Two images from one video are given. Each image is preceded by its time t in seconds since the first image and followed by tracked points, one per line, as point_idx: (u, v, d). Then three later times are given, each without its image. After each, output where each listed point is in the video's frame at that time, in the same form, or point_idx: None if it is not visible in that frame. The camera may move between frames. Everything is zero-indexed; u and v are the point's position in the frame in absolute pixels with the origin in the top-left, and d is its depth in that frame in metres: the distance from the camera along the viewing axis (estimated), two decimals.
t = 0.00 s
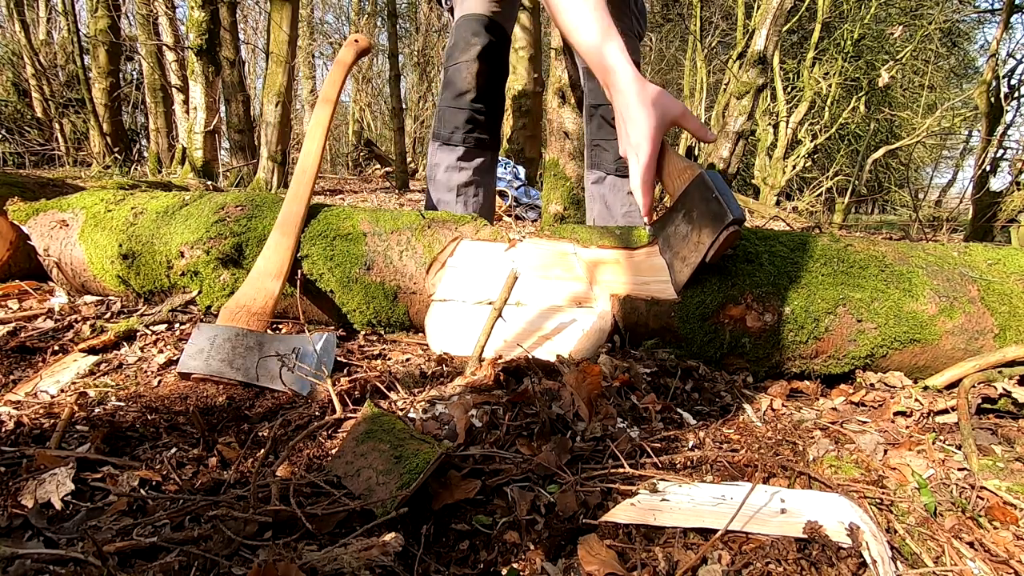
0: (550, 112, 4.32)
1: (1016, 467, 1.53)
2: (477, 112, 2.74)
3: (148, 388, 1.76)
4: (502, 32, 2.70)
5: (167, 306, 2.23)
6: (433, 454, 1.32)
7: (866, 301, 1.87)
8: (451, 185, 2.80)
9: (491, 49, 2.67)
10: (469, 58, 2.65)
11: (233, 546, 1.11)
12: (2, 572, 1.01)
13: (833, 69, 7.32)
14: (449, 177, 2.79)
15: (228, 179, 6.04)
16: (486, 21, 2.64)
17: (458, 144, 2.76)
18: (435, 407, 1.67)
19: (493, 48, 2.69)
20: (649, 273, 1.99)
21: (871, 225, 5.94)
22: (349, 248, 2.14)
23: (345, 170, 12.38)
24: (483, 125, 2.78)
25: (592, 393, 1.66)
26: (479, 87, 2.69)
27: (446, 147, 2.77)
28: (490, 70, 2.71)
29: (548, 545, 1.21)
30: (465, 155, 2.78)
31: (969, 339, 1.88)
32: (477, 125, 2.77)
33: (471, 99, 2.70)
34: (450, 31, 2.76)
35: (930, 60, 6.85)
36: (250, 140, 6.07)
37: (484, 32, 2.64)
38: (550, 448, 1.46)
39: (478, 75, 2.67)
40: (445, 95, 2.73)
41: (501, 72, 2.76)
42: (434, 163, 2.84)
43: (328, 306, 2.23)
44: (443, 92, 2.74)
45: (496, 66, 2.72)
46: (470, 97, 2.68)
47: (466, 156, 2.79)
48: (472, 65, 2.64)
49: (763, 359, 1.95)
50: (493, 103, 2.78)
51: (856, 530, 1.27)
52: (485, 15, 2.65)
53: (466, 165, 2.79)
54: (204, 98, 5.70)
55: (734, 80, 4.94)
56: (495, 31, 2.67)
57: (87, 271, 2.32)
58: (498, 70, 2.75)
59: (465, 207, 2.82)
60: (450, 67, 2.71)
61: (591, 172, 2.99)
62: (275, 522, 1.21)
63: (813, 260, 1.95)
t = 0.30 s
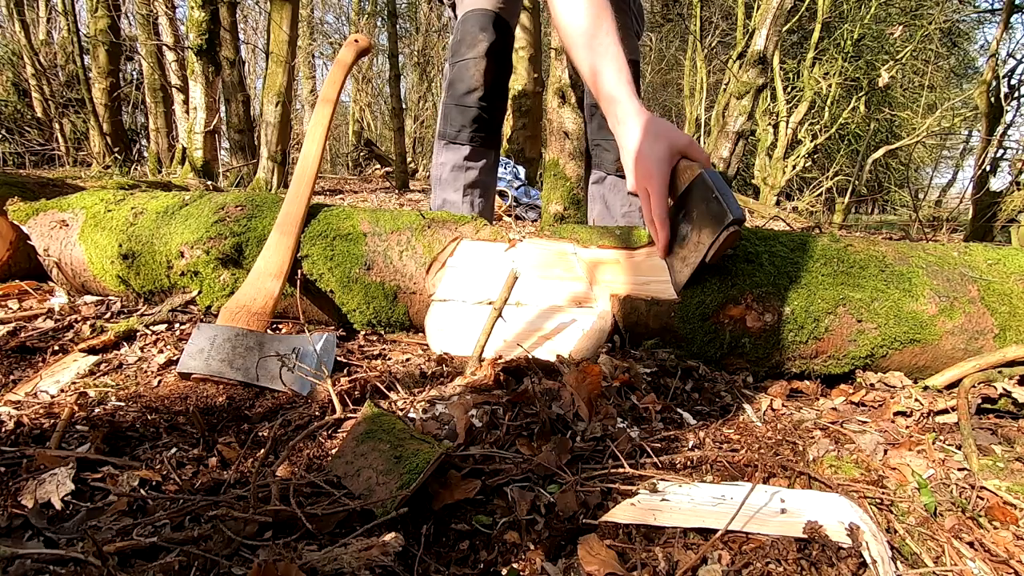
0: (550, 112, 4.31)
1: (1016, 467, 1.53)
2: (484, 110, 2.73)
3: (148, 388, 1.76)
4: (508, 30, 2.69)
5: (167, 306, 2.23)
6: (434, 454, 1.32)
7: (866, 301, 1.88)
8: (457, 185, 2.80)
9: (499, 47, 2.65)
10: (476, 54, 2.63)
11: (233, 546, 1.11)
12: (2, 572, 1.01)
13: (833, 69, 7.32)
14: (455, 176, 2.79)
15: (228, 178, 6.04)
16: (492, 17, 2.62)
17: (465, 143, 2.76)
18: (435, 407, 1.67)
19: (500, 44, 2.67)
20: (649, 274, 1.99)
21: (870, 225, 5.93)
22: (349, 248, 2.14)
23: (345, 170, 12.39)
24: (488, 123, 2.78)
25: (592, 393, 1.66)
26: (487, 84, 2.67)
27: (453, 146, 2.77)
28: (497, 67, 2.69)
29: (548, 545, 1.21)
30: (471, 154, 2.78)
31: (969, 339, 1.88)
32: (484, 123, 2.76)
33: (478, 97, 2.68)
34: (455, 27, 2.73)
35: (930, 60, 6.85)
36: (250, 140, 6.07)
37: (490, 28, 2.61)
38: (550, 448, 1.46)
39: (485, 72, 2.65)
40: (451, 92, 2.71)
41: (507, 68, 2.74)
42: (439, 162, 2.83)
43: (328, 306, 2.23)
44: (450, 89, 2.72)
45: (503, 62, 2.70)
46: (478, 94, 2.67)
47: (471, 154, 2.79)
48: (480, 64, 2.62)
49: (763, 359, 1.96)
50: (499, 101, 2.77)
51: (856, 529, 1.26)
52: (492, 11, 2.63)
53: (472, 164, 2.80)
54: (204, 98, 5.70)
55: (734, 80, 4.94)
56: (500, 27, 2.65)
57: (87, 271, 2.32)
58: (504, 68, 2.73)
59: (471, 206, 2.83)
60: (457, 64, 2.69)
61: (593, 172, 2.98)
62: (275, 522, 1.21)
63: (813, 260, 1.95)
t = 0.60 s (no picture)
0: (550, 112, 4.30)
1: (1016, 467, 1.53)
2: (488, 108, 2.72)
3: (148, 388, 1.76)
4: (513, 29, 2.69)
5: (167, 306, 2.23)
6: (434, 454, 1.32)
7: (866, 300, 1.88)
8: (461, 184, 2.80)
9: (503, 45, 2.65)
10: (480, 52, 2.63)
11: (233, 546, 1.12)
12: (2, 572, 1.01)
13: (833, 68, 7.31)
14: (459, 175, 2.79)
15: (228, 178, 6.04)
16: (496, 17, 2.62)
17: (468, 142, 2.76)
18: (435, 407, 1.67)
19: (504, 42, 2.66)
20: (649, 272, 1.99)
21: (870, 225, 5.93)
22: (349, 248, 2.14)
23: (345, 170, 12.40)
24: (492, 122, 2.78)
25: (592, 393, 1.66)
26: (491, 83, 2.67)
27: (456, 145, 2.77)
28: (502, 65, 2.69)
29: (548, 545, 1.21)
30: (474, 153, 2.79)
31: (969, 338, 1.87)
32: (487, 122, 2.76)
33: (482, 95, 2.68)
34: (459, 25, 2.73)
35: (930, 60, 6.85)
36: (250, 140, 6.06)
37: (493, 27, 2.62)
38: (550, 448, 1.46)
39: (490, 70, 2.64)
40: (455, 91, 2.71)
41: (512, 66, 2.73)
42: (442, 161, 2.83)
43: (328, 306, 2.23)
44: (453, 87, 2.72)
45: (507, 61, 2.70)
46: (483, 93, 2.66)
47: (475, 153, 2.79)
48: (484, 62, 2.62)
49: (763, 358, 1.96)
50: (503, 99, 2.76)
51: (856, 529, 1.26)
52: (496, 9, 2.63)
53: (474, 163, 2.79)
54: (204, 98, 5.70)
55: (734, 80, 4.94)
56: (504, 26, 2.65)
57: (87, 270, 2.32)
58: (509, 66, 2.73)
59: (474, 205, 2.83)
60: (461, 62, 2.69)
61: (598, 172, 2.98)
62: (275, 521, 1.21)
63: (813, 259, 1.95)
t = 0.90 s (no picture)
0: (551, 113, 4.30)
1: (1016, 467, 1.53)
2: (491, 108, 2.72)
3: (148, 388, 1.76)
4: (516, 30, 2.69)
5: (167, 305, 2.23)
6: (433, 454, 1.32)
7: (864, 295, 1.88)
8: (463, 184, 2.80)
9: (505, 44, 2.65)
10: (483, 52, 2.63)
11: (233, 546, 1.12)
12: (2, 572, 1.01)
13: (833, 68, 7.32)
14: (461, 175, 2.79)
15: (228, 179, 6.04)
16: (498, 17, 2.62)
17: (470, 141, 2.76)
18: (435, 407, 1.67)
19: (507, 42, 2.66)
20: (649, 268, 1.99)
21: (870, 225, 5.93)
22: (350, 245, 2.14)
23: (345, 170, 12.40)
24: (495, 122, 2.78)
25: (592, 393, 1.66)
26: (494, 82, 2.67)
27: (458, 144, 2.77)
28: (504, 65, 2.69)
29: (548, 545, 1.21)
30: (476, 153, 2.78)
31: (967, 333, 1.87)
32: (489, 122, 2.76)
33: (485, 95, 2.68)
34: (461, 25, 2.73)
35: (930, 60, 6.85)
36: (250, 140, 6.06)
37: (496, 26, 2.62)
38: (550, 448, 1.46)
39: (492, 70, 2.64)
40: (458, 90, 2.71)
41: (515, 66, 2.73)
42: (444, 161, 2.84)
43: (328, 303, 2.23)
44: (456, 87, 2.72)
45: (509, 60, 2.70)
46: (486, 92, 2.66)
47: (477, 153, 2.79)
48: (487, 62, 2.62)
49: (763, 354, 1.95)
50: (506, 99, 2.76)
51: (856, 530, 1.26)
52: (499, 8, 2.64)
53: (474, 163, 2.79)
54: (205, 98, 5.70)
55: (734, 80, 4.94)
56: (507, 25, 2.65)
57: (90, 266, 2.32)
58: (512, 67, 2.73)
59: (476, 205, 2.83)
60: (464, 61, 2.69)
61: (599, 172, 2.98)
62: (275, 522, 1.21)
63: (811, 256, 1.95)
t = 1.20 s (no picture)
0: (550, 113, 4.29)
1: (1016, 468, 1.53)
2: (495, 108, 2.72)
3: (148, 388, 1.76)
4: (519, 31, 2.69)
5: (167, 305, 2.23)
6: (433, 454, 1.32)
7: (862, 289, 1.88)
8: (466, 184, 2.80)
9: (509, 44, 2.64)
10: (488, 52, 2.62)
11: (233, 546, 1.12)
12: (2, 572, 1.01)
13: (833, 68, 7.31)
14: (464, 175, 2.79)
15: (228, 179, 6.04)
16: (503, 18, 2.62)
17: (475, 142, 2.76)
18: (435, 407, 1.67)
19: (512, 42, 2.66)
20: (650, 263, 1.99)
21: (870, 225, 5.93)
22: (352, 243, 2.14)
23: (345, 170, 12.40)
24: (497, 123, 2.77)
25: (592, 393, 1.66)
26: (499, 82, 2.66)
27: (463, 144, 2.77)
28: (509, 65, 2.69)
29: (548, 545, 1.21)
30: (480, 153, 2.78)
31: (965, 326, 1.86)
32: (493, 122, 2.75)
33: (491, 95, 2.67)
34: (466, 24, 2.72)
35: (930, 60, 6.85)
36: (250, 140, 6.06)
37: (501, 27, 2.62)
38: (550, 448, 1.46)
39: (497, 70, 2.64)
40: (462, 90, 2.70)
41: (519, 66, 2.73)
42: (447, 161, 2.83)
43: (328, 300, 2.23)
44: (461, 87, 2.71)
45: (514, 61, 2.70)
46: (490, 93, 2.66)
47: (480, 154, 2.79)
48: (493, 63, 2.62)
49: (763, 347, 1.95)
50: (510, 99, 2.76)
51: (856, 530, 1.26)
52: (504, 8, 2.63)
53: (478, 164, 2.78)
54: (204, 98, 5.70)
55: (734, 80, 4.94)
56: (511, 26, 2.65)
57: (91, 262, 2.32)
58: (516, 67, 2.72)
59: (479, 205, 2.83)
60: (468, 61, 2.68)
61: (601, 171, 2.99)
62: (275, 522, 1.21)
63: (810, 251, 1.96)
